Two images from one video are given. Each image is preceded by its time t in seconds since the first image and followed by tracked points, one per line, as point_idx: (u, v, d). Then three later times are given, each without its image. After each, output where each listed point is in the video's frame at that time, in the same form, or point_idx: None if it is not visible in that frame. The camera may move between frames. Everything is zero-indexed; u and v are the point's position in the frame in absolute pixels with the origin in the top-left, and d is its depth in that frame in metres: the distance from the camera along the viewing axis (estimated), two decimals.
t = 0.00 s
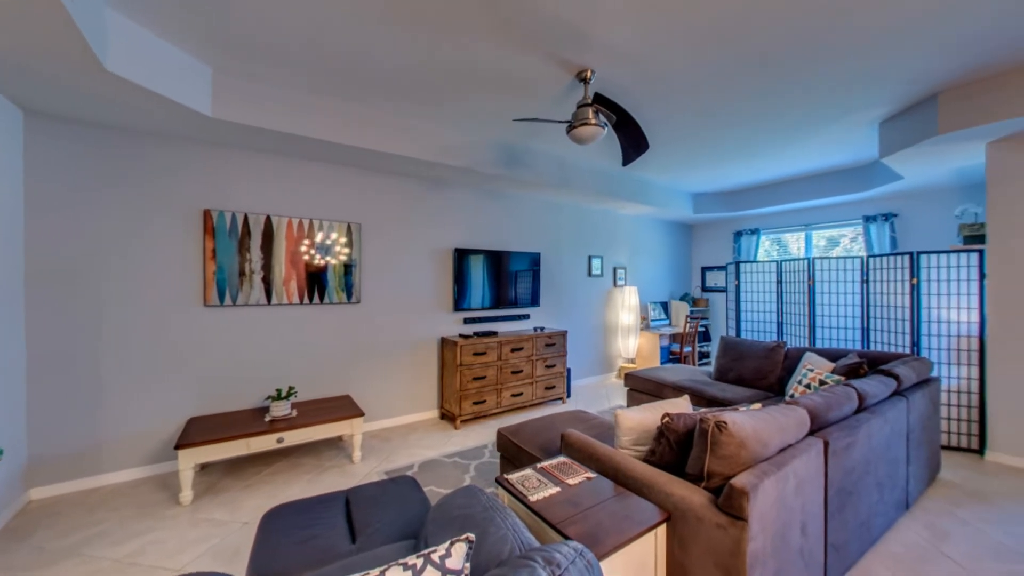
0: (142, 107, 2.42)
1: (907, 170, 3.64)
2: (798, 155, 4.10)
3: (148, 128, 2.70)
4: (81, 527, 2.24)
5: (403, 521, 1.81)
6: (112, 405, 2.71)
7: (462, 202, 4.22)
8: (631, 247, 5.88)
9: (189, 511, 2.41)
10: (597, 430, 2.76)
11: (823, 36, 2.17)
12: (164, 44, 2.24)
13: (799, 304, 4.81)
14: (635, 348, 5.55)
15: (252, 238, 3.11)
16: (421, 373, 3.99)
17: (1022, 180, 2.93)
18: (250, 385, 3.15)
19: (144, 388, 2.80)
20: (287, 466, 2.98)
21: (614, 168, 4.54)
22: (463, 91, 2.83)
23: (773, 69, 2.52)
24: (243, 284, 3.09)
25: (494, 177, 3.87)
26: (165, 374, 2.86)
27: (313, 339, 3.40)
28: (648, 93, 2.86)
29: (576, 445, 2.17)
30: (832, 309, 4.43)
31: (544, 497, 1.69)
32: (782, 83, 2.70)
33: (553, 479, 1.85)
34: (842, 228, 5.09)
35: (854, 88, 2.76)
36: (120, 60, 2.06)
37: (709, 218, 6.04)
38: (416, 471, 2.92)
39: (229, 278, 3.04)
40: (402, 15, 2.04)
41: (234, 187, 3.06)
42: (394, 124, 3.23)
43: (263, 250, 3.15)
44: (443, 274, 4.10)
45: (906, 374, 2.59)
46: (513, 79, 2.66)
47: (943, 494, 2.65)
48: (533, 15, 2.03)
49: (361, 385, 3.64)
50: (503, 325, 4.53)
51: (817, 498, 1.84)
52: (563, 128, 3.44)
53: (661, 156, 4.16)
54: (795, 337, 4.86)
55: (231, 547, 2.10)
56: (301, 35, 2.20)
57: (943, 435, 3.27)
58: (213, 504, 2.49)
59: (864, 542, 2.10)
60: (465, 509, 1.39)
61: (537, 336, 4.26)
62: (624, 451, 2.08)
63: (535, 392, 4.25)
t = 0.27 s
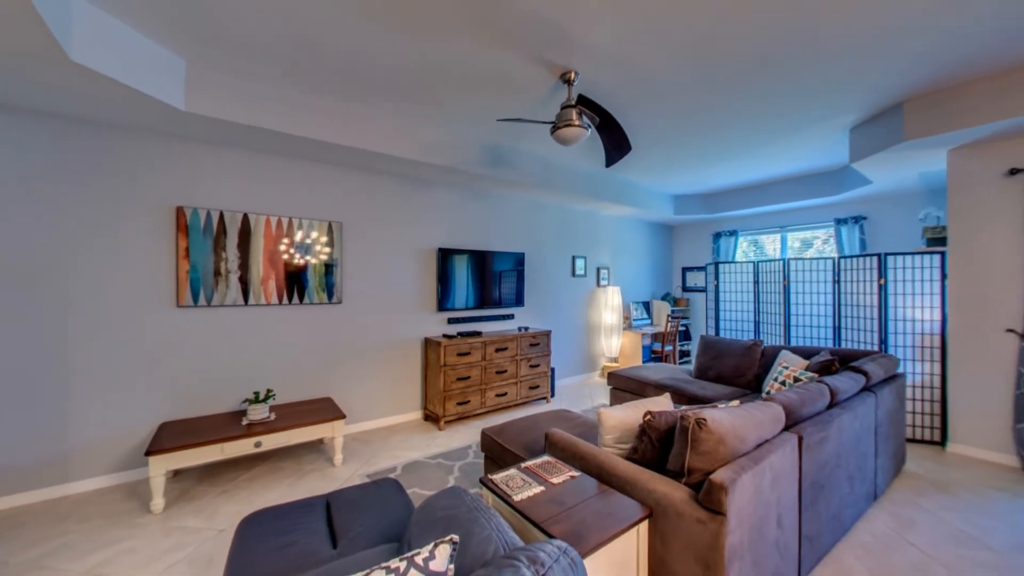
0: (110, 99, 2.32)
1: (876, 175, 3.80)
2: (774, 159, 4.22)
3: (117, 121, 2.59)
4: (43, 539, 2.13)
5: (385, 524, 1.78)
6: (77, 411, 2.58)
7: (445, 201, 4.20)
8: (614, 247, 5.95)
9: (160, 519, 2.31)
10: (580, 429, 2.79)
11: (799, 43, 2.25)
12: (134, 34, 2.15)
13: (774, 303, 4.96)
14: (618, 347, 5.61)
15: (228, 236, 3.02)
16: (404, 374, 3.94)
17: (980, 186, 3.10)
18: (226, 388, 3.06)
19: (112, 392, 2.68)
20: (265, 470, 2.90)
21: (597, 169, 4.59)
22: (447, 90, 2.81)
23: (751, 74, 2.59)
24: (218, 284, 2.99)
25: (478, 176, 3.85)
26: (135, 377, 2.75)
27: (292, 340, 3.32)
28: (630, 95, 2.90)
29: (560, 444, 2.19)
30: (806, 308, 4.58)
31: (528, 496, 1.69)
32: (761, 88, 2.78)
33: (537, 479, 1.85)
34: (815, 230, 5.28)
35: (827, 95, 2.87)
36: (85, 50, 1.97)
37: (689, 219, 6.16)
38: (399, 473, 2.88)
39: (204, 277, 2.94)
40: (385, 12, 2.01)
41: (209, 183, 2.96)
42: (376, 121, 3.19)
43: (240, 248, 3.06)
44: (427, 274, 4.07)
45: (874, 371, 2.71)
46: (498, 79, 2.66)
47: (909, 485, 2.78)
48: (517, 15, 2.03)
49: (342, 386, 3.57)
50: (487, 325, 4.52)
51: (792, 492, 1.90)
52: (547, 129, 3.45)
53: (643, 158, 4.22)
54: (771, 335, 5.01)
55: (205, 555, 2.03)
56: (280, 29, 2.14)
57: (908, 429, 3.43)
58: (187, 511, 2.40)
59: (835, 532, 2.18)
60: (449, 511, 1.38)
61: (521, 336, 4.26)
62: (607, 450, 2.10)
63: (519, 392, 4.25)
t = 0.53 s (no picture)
0: (74, 90, 2.21)
1: (847, 179, 3.95)
2: (751, 162, 4.34)
3: (82, 113, 2.47)
4: None
5: (368, 528, 1.75)
6: (38, 417, 2.45)
7: (429, 200, 4.16)
8: (597, 248, 6.01)
9: (129, 529, 2.22)
10: (564, 428, 2.81)
11: (775, 50, 2.32)
12: (100, 22, 2.06)
13: (752, 303, 5.10)
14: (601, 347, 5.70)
15: (202, 235, 2.92)
16: (387, 375, 3.89)
17: (942, 191, 3.26)
18: (201, 391, 2.96)
19: (77, 397, 2.56)
20: (242, 476, 2.82)
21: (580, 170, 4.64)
22: (430, 88, 2.79)
23: (729, 79, 2.65)
24: (191, 284, 2.89)
25: (462, 176, 3.83)
26: (101, 381, 2.63)
27: (270, 341, 3.23)
28: (613, 97, 2.94)
29: (544, 443, 2.20)
30: (781, 308, 4.73)
31: (512, 496, 1.69)
32: (741, 92, 2.84)
33: (520, 478, 1.85)
34: (791, 231, 5.46)
35: (801, 101, 2.96)
36: (47, 37, 1.87)
37: (670, 220, 6.28)
38: (381, 475, 2.84)
39: (176, 277, 2.83)
40: (366, 7, 1.98)
41: (182, 180, 2.86)
42: (358, 118, 3.14)
43: (215, 247, 2.97)
44: (410, 274, 4.03)
45: (845, 367, 2.81)
46: (482, 78, 2.65)
47: (877, 476, 2.90)
48: (501, 15, 2.03)
49: (323, 389, 3.50)
50: (471, 325, 4.50)
51: (768, 486, 1.95)
52: (531, 129, 3.46)
53: (626, 159, 4.28)
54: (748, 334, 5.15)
55: (178, 565, 1.96)
56: (257, 21, 2.08)
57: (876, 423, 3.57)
58: (158, 520, 2.31)
59: (809, 524, 2.26)
60: (432, 512, 1.37)
61: (505, 336, 4.26)
62: (590, 448, 2.12)
63: (504, 392, 4.25)
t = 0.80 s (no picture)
0: (35, 80, 2.10)
1: (820, 183, 4.09)
2: (730, 166, 4.45)
3: (44, 104, 2.35)
4: None
5: (349, 532, 1.72)
6: None
7: (412, 199, 4.11)
8: (581, 248, 6.06)
9: (96, 540, 2.12)
10: (548, 427, 2.82)
11: (754, 55, 2.38)
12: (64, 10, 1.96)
13: (730, 302, 5.23)
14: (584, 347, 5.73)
15: (175, 233, 2.81)
16: (370, 376, 3.83)
17: (908, 195, 3.41)
18: (173, 395, 2.85)
19: (38, 403, 2.43)
20: (217, 481, 2.73)
21: (564, 171, 4.67)
22: (413, 86, 2.76)
23: (709, 83, 2.72)
24: (163, 284, 2.78)
25: (446, 175, 3.81)
26: (65, 386, 2.50)
27: (248, 343, 3.14)
28: (597, 99, 2.97)
29: (528, 443, 2.20)
30: (758, 307, 4.86)
31: (496, 496, 1.69)
32: (721, 97, 2.91)
33: (505, 478, 1.85)
34: (767, 233, 5.64)
35: (777, 107, 3.06)
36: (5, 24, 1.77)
37: (652, 221, 6.39)
38: (363, 479, 2.79)
39: (146, 277, 2.72)
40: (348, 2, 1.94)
41: (153, 176, 2.75)
42: (339, 115, 3.08)
43: (188, 245, 2.87)
44: (392, 274, 3.98)
45: (818, 364, 2.92)
46: (466, 78, 2.64)
47: (847, 469, 3.01)
48: (486, 15, 2.03)
49: (303, 391, 3.42)
50: (455, 325, 4.47)
51: (745, 480, 2.01)
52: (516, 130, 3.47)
53: (609, 161, 4.33)
54: (726, 332, 5.28)
55: None
56: (233, 13, 2.02)
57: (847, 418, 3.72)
58: (127, 529, 2.22)
59: (784, 516, 2.34)
60: (416, 515, 1.36)
61: (489, 336, 4.25)
62: (574, 447, 2.14)
63: (488, 392, 4.24)
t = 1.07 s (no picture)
0: None
1: (795, 187, 4.22)
2: (710, 168, 4.56)
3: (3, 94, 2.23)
4: None
5: (331, 536, 1.68)
6: None
7: (395, 198, 4.07)
8: (565, 248, 6.10)
9: (60, 553, 2.02)
10: (532, 426, 2.83)
11: (733, 61, 2.44)
12: None
13: (709, 302, 5.36)
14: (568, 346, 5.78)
15: (145, 230, 2.70)
16: (351, 378, 3.77)
17: (876, 199, 3.55)
18: (144, 399, 2.74)
19: None
20: (192, 488, 2.64)
21: (548, 171, 4.69)
22: (397, 84, 2.72)
23: (690, 87, 2.77)
24: (132, 284, 2.67)
25: (429, 174, 3.77)
26: (25, 391, 2.38)
27: (224, 345, 3.05)
28: (581, 101, 3.00)
29: (512, 443, 2.20)
30: (736, 307, 4.99)
31: (480, 497, 1.68)
32: (701, 101, 2.98)
33: (489, 479, 1.85)
34: (745, 235, 5.79)
35: (754, 112, 3.15)
36: None
37: (634, 222, 6.48)
38: (345, 482, 2.75)
39: (114, 276, 2.61)
40: None
41: (122, 171, 2.64)
42: (320, 112, 3.02)
43: (160, 244, 2.76)
44: (375, 274, 3.92)
45: (792, 362, 3.01)
46: (450, 77, 2.63)
47: (820, 463, 3.12)
48: (471, 14, 2.02)
49: (282, 393, 3.34)
50: (438, 325, 4.44)
51: (724, 475, 2.06)
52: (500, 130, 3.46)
53: (593, 162, 4.37)
54: (706, 331, 5.41)
55: None
56: (209, 5, 1.96)
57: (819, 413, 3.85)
58: (94, 541, 2.12)
59: (761, 510, 2.41)
60: (399, 517, 1.34)
61: (473, 336, 4.23)
62: (558, 446, 2.15)
63: (472, 392, 4.22)
